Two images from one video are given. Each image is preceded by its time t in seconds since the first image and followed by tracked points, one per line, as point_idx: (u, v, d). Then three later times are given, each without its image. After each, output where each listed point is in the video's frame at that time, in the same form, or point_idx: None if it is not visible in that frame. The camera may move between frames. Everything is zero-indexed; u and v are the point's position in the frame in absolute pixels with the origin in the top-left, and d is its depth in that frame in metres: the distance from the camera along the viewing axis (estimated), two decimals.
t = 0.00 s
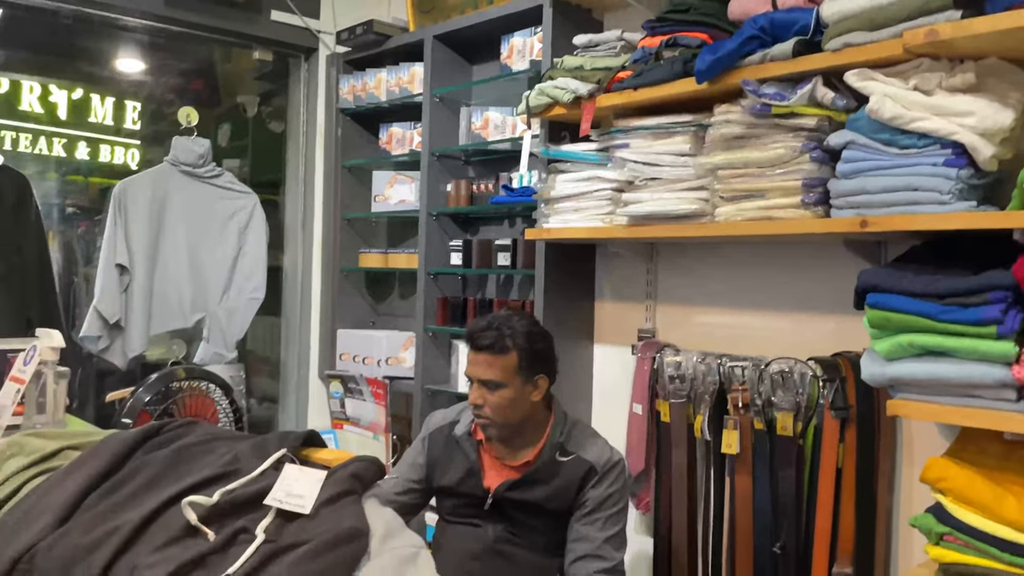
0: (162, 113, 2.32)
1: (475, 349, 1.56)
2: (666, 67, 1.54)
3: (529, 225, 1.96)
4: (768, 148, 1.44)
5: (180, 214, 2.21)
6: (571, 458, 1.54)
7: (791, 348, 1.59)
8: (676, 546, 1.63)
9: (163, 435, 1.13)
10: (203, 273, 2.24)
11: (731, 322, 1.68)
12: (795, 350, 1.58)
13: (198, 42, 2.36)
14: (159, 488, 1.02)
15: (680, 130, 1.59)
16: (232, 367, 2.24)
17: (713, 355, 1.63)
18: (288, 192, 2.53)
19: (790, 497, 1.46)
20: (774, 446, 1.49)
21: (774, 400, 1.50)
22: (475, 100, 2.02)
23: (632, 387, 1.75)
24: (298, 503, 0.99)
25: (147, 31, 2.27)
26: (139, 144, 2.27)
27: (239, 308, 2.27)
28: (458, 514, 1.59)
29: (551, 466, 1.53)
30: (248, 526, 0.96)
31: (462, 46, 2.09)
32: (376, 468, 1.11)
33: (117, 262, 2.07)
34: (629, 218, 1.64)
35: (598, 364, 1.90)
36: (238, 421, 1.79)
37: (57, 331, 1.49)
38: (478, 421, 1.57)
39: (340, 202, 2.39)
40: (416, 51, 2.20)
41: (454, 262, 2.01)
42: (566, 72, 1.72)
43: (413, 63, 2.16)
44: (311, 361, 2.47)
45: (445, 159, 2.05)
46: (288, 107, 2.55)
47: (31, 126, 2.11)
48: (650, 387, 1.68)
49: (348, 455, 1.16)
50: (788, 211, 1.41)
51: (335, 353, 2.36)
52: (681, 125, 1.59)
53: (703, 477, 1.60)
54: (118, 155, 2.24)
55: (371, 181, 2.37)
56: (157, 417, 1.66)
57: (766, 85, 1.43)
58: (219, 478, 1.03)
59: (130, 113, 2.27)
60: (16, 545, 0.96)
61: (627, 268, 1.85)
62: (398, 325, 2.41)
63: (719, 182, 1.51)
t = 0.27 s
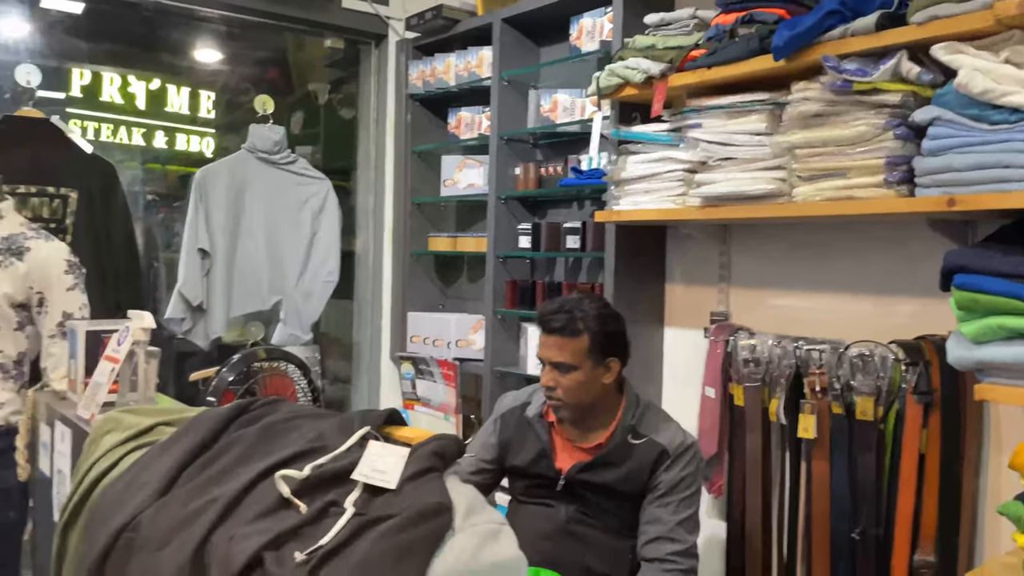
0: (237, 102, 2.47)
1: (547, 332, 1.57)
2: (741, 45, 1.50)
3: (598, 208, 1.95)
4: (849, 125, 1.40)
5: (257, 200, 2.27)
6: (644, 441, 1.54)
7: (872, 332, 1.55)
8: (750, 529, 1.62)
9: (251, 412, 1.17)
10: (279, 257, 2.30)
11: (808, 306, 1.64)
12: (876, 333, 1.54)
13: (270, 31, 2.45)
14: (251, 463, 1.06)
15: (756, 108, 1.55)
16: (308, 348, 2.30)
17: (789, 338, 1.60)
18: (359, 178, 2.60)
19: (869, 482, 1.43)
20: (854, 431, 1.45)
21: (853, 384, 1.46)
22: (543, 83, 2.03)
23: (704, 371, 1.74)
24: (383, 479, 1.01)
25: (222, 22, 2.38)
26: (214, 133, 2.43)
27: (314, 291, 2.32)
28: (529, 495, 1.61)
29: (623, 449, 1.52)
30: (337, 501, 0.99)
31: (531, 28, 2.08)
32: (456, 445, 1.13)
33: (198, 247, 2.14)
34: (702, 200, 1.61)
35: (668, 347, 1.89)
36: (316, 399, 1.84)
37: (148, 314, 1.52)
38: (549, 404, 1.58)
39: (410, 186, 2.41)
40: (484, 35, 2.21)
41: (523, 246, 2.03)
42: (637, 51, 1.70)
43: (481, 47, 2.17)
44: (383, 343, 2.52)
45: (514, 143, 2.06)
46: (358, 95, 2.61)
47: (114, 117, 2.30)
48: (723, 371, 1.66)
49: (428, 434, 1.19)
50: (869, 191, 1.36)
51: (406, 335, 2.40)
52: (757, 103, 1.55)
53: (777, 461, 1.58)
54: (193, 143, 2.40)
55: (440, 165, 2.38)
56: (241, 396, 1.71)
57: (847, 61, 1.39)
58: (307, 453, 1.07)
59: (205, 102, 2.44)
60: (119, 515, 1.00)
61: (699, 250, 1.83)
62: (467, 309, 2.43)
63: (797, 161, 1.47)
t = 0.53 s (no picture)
0: (342, 99, 2.62)
1: (656, 326, 1.53)
2: (864, 28, 1.44)
3: (705, 199, 1.92)
4: (983, 111, 1.32)
5: (365, 195, 2.34)
6: (757, 438, 1.49)
7: (1006, 328, 1.46)
8: (870, 531, 1.56)
9: (378, 402, 1.21)
10: (387, 250, 2.36)
11: (934, 301, 1.57)
12: (1012, 330, 1.45)
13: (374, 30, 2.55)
14: (381, 449, 1.10)
15: (879, 95, 1.47)
16: (414, 339, 2.35)
17: (912, 334, 1.53)
18: (462, 173, 2.65)
19: (1003, 487, 1.35)
20: (986, 433, 1.38)
21: (985, 382, 1.39)
22: (648, 74, 2.02)
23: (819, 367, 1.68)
24: (508, 470, 1.03)
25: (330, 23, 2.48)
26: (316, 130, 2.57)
27: (419, 284, 2.37)
28: (638, 489, 1.60)
29: (736, 445, 1.48)
30: (467, 489, 1.01)
31: (637, 18, 2.07)
32: (574, 440, 1.12)
33: (311, 241, 2.22)
34: (819, 190, 1.55)
35: (780, 342, 1.85)
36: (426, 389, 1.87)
37: (273, 305, 1.58)
38: (658, 399, 1.56)
39: (510, 180, 2.43)
40: (587, 26, 2.21)
41: (626, 239, 2.02)
42: (750, 39, 1.65)
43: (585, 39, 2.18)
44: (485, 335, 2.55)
45: (618, 135, 2.05)
46: (460, 90, 2.67)
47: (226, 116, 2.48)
48: (840, 367, 1.61)
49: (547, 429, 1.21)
50: (1003, 179, 1.30)
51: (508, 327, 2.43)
52: (880, 89, 1.47)
53: (899, 459, 1.52)
54: (297, 141, 2.56)
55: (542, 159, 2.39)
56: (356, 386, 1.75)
57: (981, 43, 1.31)
58: (434, 442, 1.09)
59: (308, 100, 2.60)
60: (260, 499, 1.04)
61: (814, 242, 1.77)
62: (568, 301, 2.46)
63: (924, 149, 1.40)
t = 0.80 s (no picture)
0: (468, 102, 2.77)
1: (803, 328, 1.49)
2: None
3: (849, 196, 1.86)
4: None
5: (495, 196, 2.38)
6: (912, 448, 1.41)
7: None
8: None
9: (526, 400, 1.21)
10: (515, 250, 2.40)
11: None
12: None
13: (502, 33, 2.64)
14: (533, 447, 1.10)
15: None
16: (542, 338, 2.37)
17: None
18: (587, 172, 2.68)
19: None
20: None
21: None
22: (787, 68, 2.00)
23: (978, 375, 1.58)
24: (665, 472, 1.00)
25: (461, 28, 2.61)
26: (438, 133, 2.74)
27: (547, 283, 2.39)
28: (782, 497, 1.52)
29: (890, 454, 1.41)
30: (624, 490, 0.99)
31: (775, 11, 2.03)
32: (732, 443, 1.08)
33: (444, 241, 2.30)
34: (982, 186, 1.44)
35: (932, 346, 1.75)
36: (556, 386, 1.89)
37: (417, 304, 1.62)
38: (805, 404, 1.51)
39: (639, 178, 2.46)
40: (720, 22, 2.18)
41: (762, 238, 2.00)
42: (903, 27, 1.57)
43: (718, 34, 2.12)
44: (611, 333, 2.58)
45: (754, 131, 2.03)
46: (586, 88, 2.70)
47: (353, 120, 2.69)
48: (1004, 373, 1.51)
49: (697, 433, 1.17)
50: None
51: (635, 327, 2.45)
52: None
53: None
54: (420, 142, 2.74)
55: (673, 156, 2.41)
56: (491, 384, 1.76)
57: None
58: (587, 442, 1.09)
59: (432, 104, 2.77)
60: (421, 492, 1.07)
61: (974, 242, 1.66)
62: (699, 302, 2.43)
63: None
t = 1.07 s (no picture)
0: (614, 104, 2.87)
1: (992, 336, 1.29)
2: None
3: None
4: None
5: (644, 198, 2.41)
6: None
7: None
8: None
9: (692, 403, 1.11)
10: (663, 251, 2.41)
11: None
12: None
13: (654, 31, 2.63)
14: (701, 453, 1.00)
15: None
16: (690, 341, 2.37)
17: None
18: (742, 172, 2.65)
19: None
20: None
21: None
22: (965, 57, 1.89)
23: None
24: (848, 482, 0.84)
25: (614, 27, 2.58)
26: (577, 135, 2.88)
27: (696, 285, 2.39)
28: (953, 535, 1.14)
29: None
30: (806, 498, 0.85)
31: None
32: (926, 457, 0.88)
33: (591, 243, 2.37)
34: None
35: None
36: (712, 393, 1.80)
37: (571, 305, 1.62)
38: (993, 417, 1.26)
39: (798, 178, 2.46)
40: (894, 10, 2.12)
41: (936, 240, 1.91)
42: None
43: (887, 25, 2.12)
44: (765, 341, 2.59)
45: (928, 126, 1.93)
46: (739, 85, 2.68)
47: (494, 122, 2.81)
48: None
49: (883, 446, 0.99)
50: None
51: (792, 332, 2.45)
52: None
53: None
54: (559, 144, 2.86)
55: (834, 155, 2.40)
56: (642, 387, 1.73)
57: None
58: (758, 448, 0.95)
59: (571, 105, 2.92)
60: (593, 488, 1.03)
61: None
62: (861, 307, 2.39)
63: None
